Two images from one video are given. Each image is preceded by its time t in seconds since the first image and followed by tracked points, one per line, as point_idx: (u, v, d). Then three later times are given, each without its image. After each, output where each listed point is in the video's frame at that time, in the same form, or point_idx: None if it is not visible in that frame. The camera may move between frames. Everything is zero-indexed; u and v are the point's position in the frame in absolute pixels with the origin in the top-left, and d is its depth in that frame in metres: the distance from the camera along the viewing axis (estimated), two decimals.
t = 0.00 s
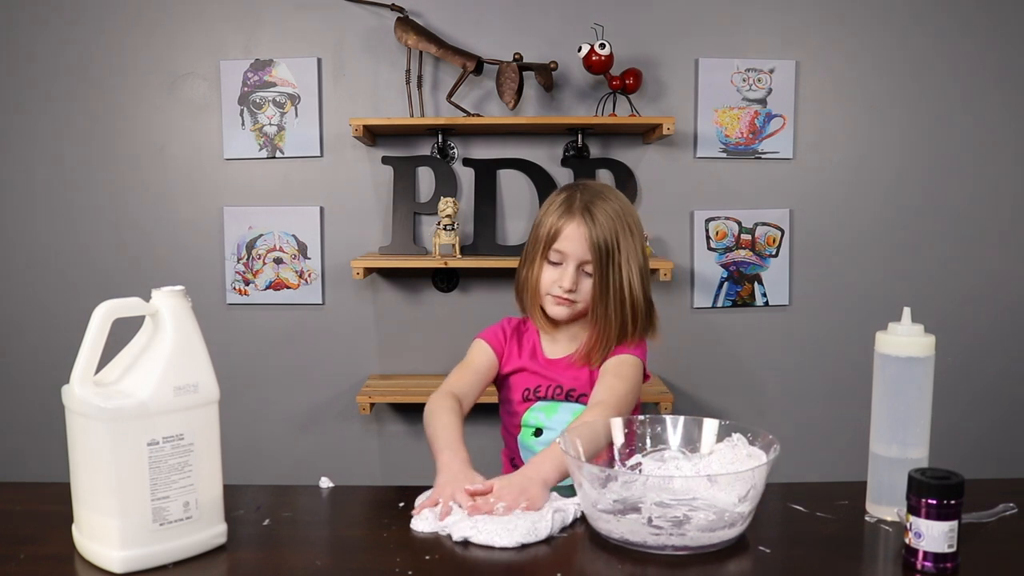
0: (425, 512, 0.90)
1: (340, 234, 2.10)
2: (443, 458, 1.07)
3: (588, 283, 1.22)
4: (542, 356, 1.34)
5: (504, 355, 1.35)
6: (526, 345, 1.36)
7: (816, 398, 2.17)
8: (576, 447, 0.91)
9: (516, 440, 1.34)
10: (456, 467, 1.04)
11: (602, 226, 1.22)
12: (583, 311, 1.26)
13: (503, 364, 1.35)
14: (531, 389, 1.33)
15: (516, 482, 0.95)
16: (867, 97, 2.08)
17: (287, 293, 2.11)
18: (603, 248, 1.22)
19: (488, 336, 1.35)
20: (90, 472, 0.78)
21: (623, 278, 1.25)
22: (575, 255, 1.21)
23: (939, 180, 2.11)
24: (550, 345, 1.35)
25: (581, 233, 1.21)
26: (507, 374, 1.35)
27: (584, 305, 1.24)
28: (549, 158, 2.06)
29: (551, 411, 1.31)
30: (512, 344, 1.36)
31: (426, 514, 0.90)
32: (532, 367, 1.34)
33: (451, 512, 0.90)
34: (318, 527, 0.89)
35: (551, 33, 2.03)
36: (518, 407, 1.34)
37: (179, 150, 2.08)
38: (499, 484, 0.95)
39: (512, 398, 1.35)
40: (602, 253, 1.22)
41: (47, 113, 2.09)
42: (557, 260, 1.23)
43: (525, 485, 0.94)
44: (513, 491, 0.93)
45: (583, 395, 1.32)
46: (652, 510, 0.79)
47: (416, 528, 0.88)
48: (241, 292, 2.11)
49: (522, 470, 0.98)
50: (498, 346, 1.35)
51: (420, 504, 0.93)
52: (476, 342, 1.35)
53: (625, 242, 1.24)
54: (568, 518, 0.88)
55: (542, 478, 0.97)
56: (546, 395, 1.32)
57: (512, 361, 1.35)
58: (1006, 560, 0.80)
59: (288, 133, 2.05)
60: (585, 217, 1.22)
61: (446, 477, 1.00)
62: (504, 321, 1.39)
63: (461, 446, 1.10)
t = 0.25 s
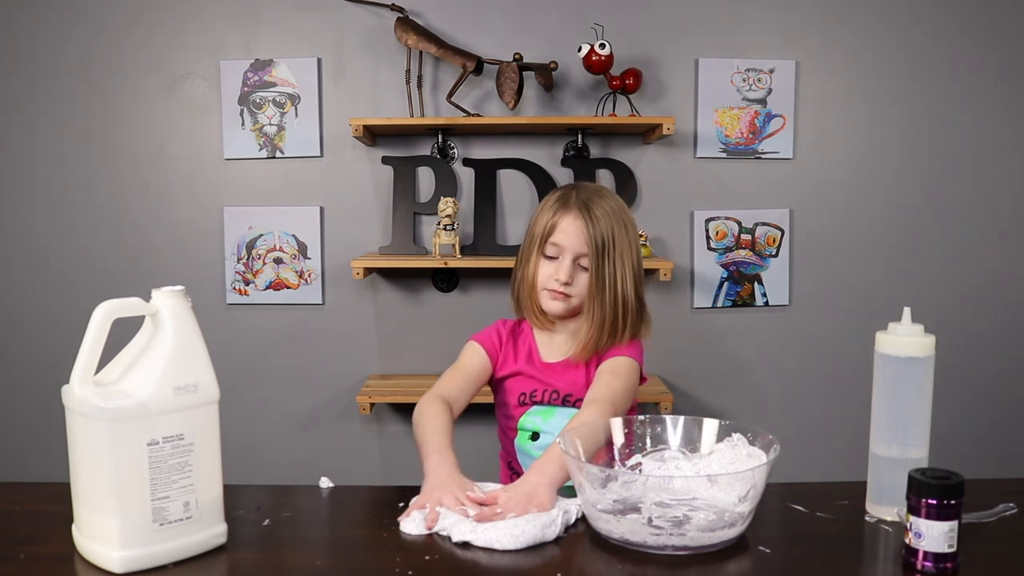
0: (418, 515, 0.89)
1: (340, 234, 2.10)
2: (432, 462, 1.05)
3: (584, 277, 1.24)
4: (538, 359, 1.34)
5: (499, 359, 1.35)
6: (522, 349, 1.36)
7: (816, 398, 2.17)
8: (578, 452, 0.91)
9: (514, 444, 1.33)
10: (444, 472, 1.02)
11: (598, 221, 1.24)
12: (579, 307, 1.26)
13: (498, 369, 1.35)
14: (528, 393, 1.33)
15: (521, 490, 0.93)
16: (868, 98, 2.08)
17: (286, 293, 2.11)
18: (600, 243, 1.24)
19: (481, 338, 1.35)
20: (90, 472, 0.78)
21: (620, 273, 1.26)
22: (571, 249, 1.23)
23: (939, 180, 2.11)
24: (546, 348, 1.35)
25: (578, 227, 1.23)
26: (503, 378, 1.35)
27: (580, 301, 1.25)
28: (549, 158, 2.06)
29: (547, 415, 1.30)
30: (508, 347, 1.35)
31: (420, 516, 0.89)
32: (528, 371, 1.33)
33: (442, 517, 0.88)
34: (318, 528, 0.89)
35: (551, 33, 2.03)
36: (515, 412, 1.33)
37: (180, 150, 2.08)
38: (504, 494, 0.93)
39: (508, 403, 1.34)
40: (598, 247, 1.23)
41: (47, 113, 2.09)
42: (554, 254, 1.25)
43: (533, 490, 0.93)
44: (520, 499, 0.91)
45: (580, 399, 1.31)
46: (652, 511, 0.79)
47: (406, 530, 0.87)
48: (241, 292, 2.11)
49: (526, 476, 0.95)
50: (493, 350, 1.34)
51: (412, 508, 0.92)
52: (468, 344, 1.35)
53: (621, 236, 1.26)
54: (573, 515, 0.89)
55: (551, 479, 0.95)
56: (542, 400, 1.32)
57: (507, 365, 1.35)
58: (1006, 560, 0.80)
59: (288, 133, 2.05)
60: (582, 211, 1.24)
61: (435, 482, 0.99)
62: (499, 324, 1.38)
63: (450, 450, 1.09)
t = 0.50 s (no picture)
0: (408, 522, 0.88)
1: (340, 234, 2.10)
2: (424, 465, 1.02)
3: (578, 272, 1.25)
4: (533, 362, 1.34)
5: (494, 363, 1.34)
6: (517, 352, 1.35)
7: (816, 398, 2.17)
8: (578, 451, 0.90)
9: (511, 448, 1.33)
10: (438, 476, 0.99)
11: (593, 218, 1.26)
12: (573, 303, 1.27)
13: (492, 372, 1.35)
14: (523, 397, 1.32)
15: (520, 498, 0.91)
16: (868, 98, 2.08)
17: (286, 293, 2.11)
18: (594, 238, 1.25)
19: (475, 340, 1.34)
20: (90, 472, 0.78)
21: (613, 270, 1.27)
22: (566, 242, 1.24)
23: (939, 180, 2.11)
24: (540, 352, 1.35)
25: (573, 222, 1.25)
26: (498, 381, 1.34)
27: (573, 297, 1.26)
28: (549, 158, 2.06)
29: (544, 418, 1.30)
30: (501, 351, 1.35)
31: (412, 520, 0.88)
32: (522, 375, 1.33)
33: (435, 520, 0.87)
34: (318, 528, 0.89)
35: (551, 33, 2.03)
36: (511, 416, 1.33)
37: (180, 150, 2.08)
38: (504, 504, 0.90)
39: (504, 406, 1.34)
40: (592, 242, 1.25)
41: (47, 113, 2.08)
42: (548, 248, 1.26)
43: (532, 497, 0.91)
44: (522, 507, 0.89)
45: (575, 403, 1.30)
46: (652, 511, 0.79)
47: (398, 532, 0.87)
48: (241, 292, 2.11)
49: (524, 483, 0.94)
50: (487, 353, 1.34)
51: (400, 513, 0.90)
52: (462, 346, 1.34)
53: (614, 234, 1.28)
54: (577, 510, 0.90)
55: (551, 484, 0.94)
56: (538, 403, 1.31)
57: (501, 369, 1.34)
58: (1006, 560, 0.80)
59: (288, 133, 2.05)
60: (578, 208, 1.26)
61: (427, 486, 0.96)
62: (492, 327, 1.37)
63: (444, 453, 1.06)
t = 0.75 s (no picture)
0: (395, 527, 0.87)
1: (340, 234, 2.10)
2: (414, 466, 1.00)
3: (568, 276, 1.23)
4: (525, 366, 1.34)
5: (487, 366, 1.35)
6: (511, 355, 1.35)
7: (816, 398, 2.17)
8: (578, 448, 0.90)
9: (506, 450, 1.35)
10: (427, 480, 0.96)
11: (582, 220, 1.24)
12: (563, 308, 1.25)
13: (486, 375, 1.35)
14: (516, 402, 1.33)
15: (515, 505, 0.88)
16: (868, 99, 2.08)
17: (286, 293, 2.11)
18: (584, 241, 1.23)
19: (468, 341, 1.34)
20: (90, 472, 0.78)
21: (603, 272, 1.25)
22: (555, 247, 1.22)
23: (939, 180, 2.11)
24: (532, 355, 1.35)
25: (561, 225, 1.23)
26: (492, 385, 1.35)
27: (563, 301, 1.24)
28: (549, 158, 2.06)
29: (538, 422, 1.31)
30: (495, 353, 1.35)
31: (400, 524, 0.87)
32: (515, 378, 1.33)
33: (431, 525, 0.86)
34: (318, 528, 0.89)
35: (551, 33, 2.03)
36: (506, 419, 1.35)
37: (180, 150, 2.08)
38: (499, 512, 0.87)
39: (498, 410, 1.35)
40: (582, 246, 1.23)
41: (47, 113, 2.08)
42: (537, 252, 1.24)
43: (528, 500, 0.89)
44: (518, 513, 0.87)
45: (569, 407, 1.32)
46: (652, 511, 0.79)
47: (387, 536, 0.86)
48: (241, 292, 2.11)
49: (514, 489, 0.91)
50: (481, 355, 1.34)
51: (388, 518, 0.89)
52: (456, 346, 1.34)
53: (604, 236, 1.26)
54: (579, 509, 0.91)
55: (543, 485, 0.91)
56: (532, 408, 1.32)
57: (494, 372, 1.35)
58: (1006, 560, 0.80)
59: (288, 133, 2.05)
60: (566, 210, 1.24)
61: (414, 490, 0.94)
62: (485, 328, 1.37)
63: (433, 457, 1.03)
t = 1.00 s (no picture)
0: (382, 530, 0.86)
1: (340, 235, 2.10)
2: (404, 469, 0.98)
3: (560, 282, 1.23)
4: (520, 371, 1.35)
5: (482, 369, 1.35)
6: (505, 359, 1.36)
7: (816, 398, 2.17)
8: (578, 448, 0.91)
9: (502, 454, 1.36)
10: (415, 485, 0.95)
11: (573, 224, 1.24)
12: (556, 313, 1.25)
13: (481, 379, 1.36)
14: (511, 407, 1.34)
15: (509, 509, 0.87)
16: (868, 99, 2.08)
17: (287, 293, 2.11)
18: (575, 246, 1.23)
19: (462, 343, 1.34)
20: (90, 472, 0.78)
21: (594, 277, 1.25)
22: (547, 253, 1.21)
23: (939, 180, 2.11)
24: (526, 359, 1.36)
25: (552, 231, 1.22)
26: (487, 389, 1.36)
27: (556, 308, 1.24)
28: (549, 158, 2.05)
29: (533, 427, 1.31)
30: (489, 355, 1.35)
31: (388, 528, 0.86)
32: (509, 382, 1.34)
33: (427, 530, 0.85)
34: (318, 528, 0.89)
35: (551, 33, 2.03)
36: (501, 424, 1.36)
37: (180, 150, 2.08)
38: (493, 518, 0.86)
39: (493, 413, 1.36)
40: (573, 252, 1.22)
41: (47, 113, 2.08)
42: (528, 259, 1.23)
43: (522, 504, 0.87)
44: (512, 518, 0.85)
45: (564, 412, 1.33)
46: (652, 511, 0.79)
47: (373, 539, 0.85)
48: (241, 292, 2.11)
49: (507, 492, 0.89)
50: (476, 357, 1.34)
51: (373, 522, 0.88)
52: (449, 347, 1.34)
53: (595, 240, 1.26)
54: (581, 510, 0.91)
55: (536, 485, 0.90)
56: (527, 413, 1.33)
57: (489, 375, 1.35)
58: (1006, 560, 0.80)
59: (288, 133, 2.05)
60: (557, 215, 1.23)
61: (402, 494, 0.92)
62: (480, 330, 1.37)
63: (421, 461, 1.01)
